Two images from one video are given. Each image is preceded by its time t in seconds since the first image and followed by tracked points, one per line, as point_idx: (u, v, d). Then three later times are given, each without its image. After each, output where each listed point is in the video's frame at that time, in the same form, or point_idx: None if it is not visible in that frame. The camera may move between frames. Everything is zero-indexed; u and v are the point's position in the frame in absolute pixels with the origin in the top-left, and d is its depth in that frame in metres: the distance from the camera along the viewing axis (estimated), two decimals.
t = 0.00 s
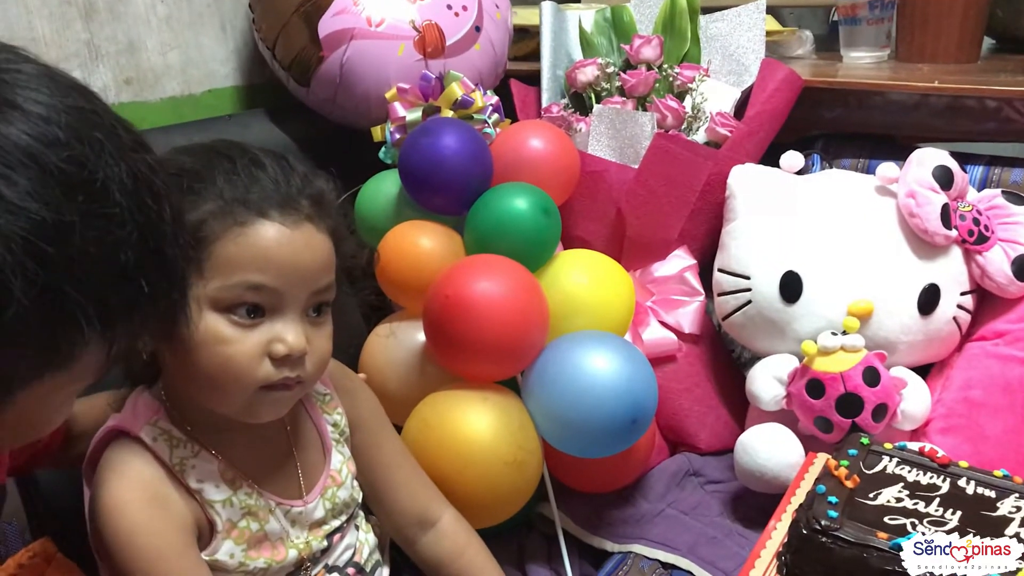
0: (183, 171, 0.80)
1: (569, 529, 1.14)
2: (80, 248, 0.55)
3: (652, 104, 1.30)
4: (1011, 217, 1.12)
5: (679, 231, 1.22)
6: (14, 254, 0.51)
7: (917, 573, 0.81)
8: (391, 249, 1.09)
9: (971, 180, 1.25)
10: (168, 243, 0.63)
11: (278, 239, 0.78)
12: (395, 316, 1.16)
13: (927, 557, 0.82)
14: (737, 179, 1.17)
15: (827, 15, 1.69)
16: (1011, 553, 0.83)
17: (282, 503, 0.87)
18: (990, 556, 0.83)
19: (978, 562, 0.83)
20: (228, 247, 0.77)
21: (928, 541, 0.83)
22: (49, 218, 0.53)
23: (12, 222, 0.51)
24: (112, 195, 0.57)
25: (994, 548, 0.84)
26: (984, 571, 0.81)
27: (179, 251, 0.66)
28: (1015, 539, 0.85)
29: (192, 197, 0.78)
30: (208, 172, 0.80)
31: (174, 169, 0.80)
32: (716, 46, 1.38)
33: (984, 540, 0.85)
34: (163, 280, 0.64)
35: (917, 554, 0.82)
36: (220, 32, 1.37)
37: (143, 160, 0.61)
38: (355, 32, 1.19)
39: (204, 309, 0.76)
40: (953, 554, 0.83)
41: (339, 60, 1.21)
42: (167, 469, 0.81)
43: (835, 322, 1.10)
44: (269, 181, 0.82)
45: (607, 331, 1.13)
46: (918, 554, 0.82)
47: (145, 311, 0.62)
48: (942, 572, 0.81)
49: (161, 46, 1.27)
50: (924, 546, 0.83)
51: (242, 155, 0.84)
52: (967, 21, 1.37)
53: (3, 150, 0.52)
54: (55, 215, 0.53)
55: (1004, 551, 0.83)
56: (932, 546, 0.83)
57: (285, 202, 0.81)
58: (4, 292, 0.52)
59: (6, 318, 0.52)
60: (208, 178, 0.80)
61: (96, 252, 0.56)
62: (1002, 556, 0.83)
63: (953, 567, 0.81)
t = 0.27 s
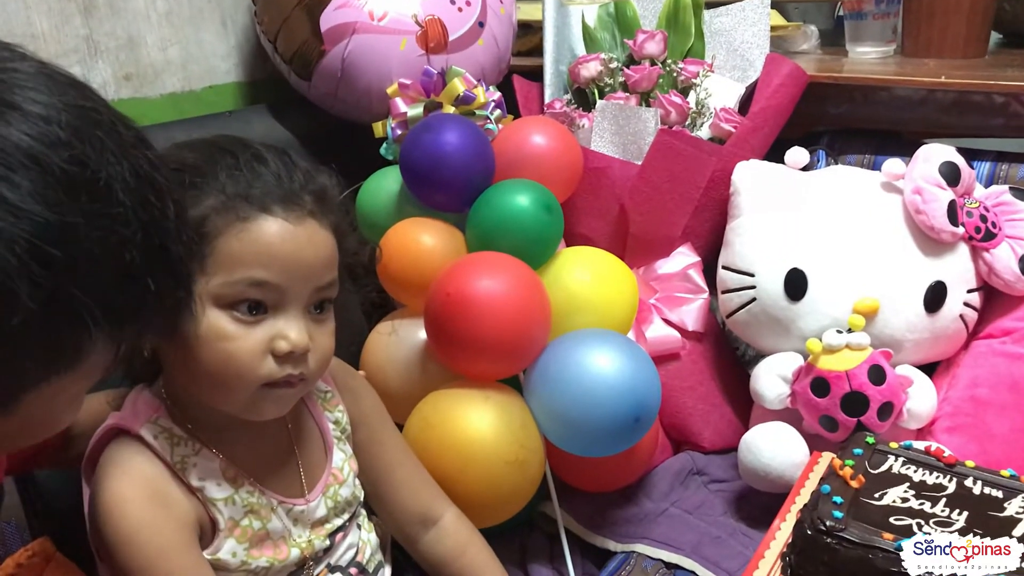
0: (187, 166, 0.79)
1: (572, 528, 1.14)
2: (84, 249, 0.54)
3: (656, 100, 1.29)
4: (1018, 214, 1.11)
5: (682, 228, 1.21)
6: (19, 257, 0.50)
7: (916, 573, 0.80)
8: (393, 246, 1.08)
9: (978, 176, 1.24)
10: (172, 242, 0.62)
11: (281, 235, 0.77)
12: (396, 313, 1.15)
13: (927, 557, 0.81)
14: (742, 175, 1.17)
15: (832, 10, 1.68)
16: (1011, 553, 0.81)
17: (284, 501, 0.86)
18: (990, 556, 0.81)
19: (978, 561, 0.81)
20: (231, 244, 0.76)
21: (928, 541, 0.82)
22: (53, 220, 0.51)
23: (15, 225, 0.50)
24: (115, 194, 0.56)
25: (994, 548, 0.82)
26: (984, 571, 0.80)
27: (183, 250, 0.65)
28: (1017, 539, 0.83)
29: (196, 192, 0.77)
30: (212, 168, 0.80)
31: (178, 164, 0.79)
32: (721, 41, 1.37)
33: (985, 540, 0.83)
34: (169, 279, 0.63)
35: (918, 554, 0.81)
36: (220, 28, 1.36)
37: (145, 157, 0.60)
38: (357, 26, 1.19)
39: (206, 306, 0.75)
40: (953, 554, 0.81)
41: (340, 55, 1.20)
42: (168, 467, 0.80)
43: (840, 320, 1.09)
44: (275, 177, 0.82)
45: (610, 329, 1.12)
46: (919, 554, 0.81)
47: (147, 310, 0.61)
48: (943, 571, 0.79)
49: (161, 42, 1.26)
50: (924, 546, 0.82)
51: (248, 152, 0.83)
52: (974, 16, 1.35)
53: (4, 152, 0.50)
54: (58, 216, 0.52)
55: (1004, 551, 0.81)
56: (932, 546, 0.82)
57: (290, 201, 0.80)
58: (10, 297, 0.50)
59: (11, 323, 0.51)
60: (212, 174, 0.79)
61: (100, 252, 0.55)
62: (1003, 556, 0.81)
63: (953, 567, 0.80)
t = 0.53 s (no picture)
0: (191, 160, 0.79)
1: (571, 526, 1.13)
2: (117, 260, 0.54)
3: (657, 96, 1.28)
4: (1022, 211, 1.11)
5: (684, 225, 1.20)
6: (55, 269, 0.50)
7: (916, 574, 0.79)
8: (394, 243, 1.08)
9: (981, 173, 1.23)
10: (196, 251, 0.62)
11: (283, 233, 0.77)
12: (395, 310, 1.15)
13: (927, 557, 0.80)
14: (743, 172, 1.16)
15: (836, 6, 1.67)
16: (1012, 553, 0.81)
17: (281, 496, 0.86)
18: (991, 556, 0.81)
19: (979, 562, 0.81)
20: (234, 241, 0.76)
21: (928, 541, 0.82)
22: (87, 232, 0.52)
23: (51, 238, 0.50)
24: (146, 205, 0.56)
25: (994, 548, 0.82)
26: (984, 571, 0.79)
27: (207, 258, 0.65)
28: (1017, 539, 0.83)
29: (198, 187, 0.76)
30: (216, 163, 0.79)
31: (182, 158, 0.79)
32: (723, 37, 1.35)
33: (985, 540, 0.83)
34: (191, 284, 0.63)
35: (918, 554, 0.81)
36: (221, 23, 1.35)
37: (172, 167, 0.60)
38: (358, 21, 1.18)
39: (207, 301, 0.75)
40: (953, 554, 0.81)
41: (341, 50, 1.20)
42: (166, 460, 0.80)
43: (841, 318, 1.09)
44: (279, 175, 0.81)
45: (610, 326, 1.11)
46: (919, 554, 0.81)
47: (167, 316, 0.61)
48: (943, 572, 0.79)
49: (162, 37, 1.26)
50: (924, 546, 0.81)
51: (252, 148, 0.83)
52: (978, 12, 1.34)
53: (39, 165, 0.50)
54: (93, 228, 0.52)
55: (1005, 551, 0.81)
56: (932, 545, 0.81)
57: (294, 200, 0.80)
58: (46, 309, 0.51)
59: (46, 335, 0.52)
60: (215, 169, 0.78)
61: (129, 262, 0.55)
62: (1004, 556, 0.80)
63: (954, 567, 0.80)
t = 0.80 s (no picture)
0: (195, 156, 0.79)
1: (567, 524, 1.13)
2: (111, 258, 0.54)
3: (655, 93, 1.28)
4: (1019, 210, 1.10)
5: (681, 223, 1.20)
6: (46, 262, 0.50)
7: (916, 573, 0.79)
8: (391, 240, 1.08)
9: (979, 172, 1.23)
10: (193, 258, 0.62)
11: (286, 230, 0.77)
12: (393, 307, 1.15)
13: (928, 556, 0.81)
14: (741, 170, 1.16)
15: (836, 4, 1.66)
16: (1012, 553, 0.81)
17: (279, 488, 0.86)
18: (991, 556, 0.81)
19: (979, 562, 0.81)
20: (237, 237, 0.76)
21: (928, 541, 0.82)
22: (81, 225, 0.52)
23: (44, 230, 0.50)
24: (148, 209, 0.56)
25: (994, 548, 0.82)
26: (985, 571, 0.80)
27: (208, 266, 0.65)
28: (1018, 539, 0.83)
29: (201, 182, 0.76)
30: (221, 159, 0.79)
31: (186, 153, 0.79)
32: (721, 35, 1.35)
33: (985, 539, 0.83)
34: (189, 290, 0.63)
35: (918, 553, 0.81)
36: (218, 20, 1.35)
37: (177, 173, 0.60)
38: (355, 18, 1.18)
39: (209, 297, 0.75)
40: (953, 554, 0.81)
41: (338, 47, 1.20)
42: (164, 449, 0.79)
43: (838, 316, 1.09)
44: (284, 171, 0.82)
45: (607, 324, 1.11)
46: (919, 553, 0.81)
47: (164, 316, 0.61)
48: (943, 571, 0.79)
49: (159, 33, 1.26)
50: (924, 546, 0.81)
51: (257, 145, 0.83)
52: (977, 11, 1.34)
53: (38, 159, 0.51)
54: (88, 225, 0.52)
55: (1005, 551, 0.81)
56: (932, 545, 0.82)
57: (297, 197, 0.80)
58: (34, 300, 0.51)
59: (31, 326, 0.51)
60: (219, 165, 0.79)
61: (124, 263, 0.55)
62: (1004, 556, 0.81)
63: (953, 567, 0.80)
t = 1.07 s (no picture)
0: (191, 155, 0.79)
1: (555, 519, 1.14)
2: (80, 243, 0.54)
3: (644, 92, 1.29)
4: (1002, 209, 1.12)
5: (668, 221, 1.21)
6: (12, 247, 0.50)
7: (916, 573, 0.80)
8: (379, 236, 1.09)
9: (964, 171, 1.24)
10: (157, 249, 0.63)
11: (281, 227, 0.78)
12: (382, 303, 1.16)
13: (927, 556, 0.81)
14: (727, 168, 1.18)
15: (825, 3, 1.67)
16: (1012, 553, 0.82)
17: (268, 483, 0.87)
18: (990, 556, 0.82)
19: (979, 561, 0.82)
20: (233, 234, 0.76)
21: (928, 541, 0.83)
22: (48, 212, 0.52)
23: (12, 217, 0.50)
24: (119, 199, 0.57)
25: (994, 548, 0.83)
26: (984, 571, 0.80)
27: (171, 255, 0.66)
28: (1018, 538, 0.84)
29: (196, 181, 0.77)
30: (217, 158, 0.80)
31: (182, 152, 0.79)
32: (709, 34, 1.36)
33: (984, 539, 0.84)
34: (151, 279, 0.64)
35: (918, 553, 0.82)
36: (209, 18, 1.36)
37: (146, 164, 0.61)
38: (344, 16, 1.19)
39: (204, 293, 0.76)
40: (953, 554, 0.82)
41: (328, 45, 1.20)
42: (156, 443, 0.80)
43: (822, 313, 1.10)
44: (280, 169, 0.82)
45: (595, 321, 1.12)
46: (918, 553, 0.82)
47: (131, 306, 0.62)
48: (943, 571, 0.80)
49: (150, 31, 1.26)
50: (924, 545, 0.82)
51: (252, 143, 0.83)
52: (963, 11, 1.35)
53: (8, 146, 0.51)
54: (58, 213, 0.52)
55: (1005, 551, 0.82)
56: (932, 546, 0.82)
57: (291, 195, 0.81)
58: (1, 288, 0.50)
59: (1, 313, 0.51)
60: (216, 164, 0.79)
61: (93, 254, 0.55)
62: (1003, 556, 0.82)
63: (953, 567, 0.80)
